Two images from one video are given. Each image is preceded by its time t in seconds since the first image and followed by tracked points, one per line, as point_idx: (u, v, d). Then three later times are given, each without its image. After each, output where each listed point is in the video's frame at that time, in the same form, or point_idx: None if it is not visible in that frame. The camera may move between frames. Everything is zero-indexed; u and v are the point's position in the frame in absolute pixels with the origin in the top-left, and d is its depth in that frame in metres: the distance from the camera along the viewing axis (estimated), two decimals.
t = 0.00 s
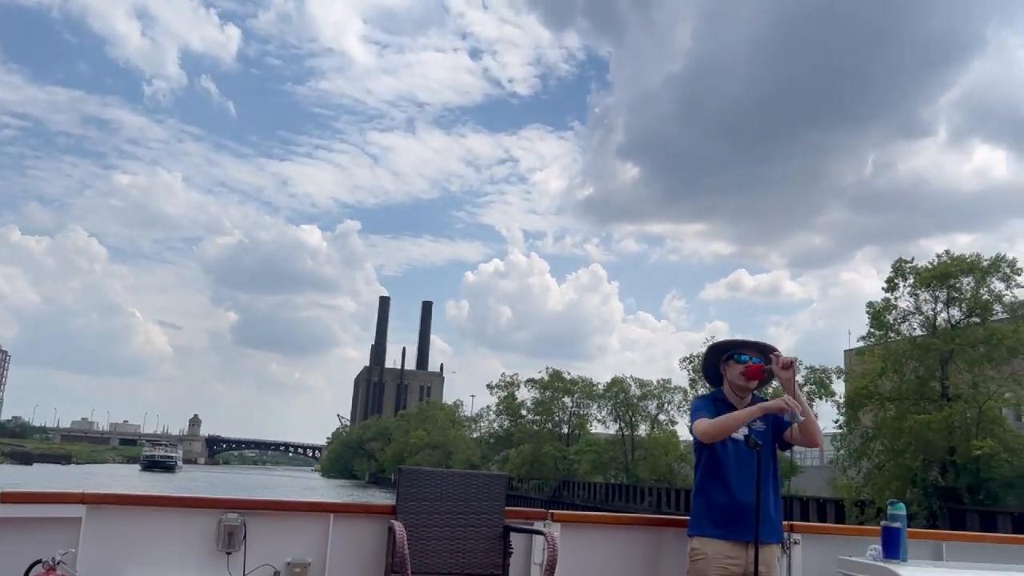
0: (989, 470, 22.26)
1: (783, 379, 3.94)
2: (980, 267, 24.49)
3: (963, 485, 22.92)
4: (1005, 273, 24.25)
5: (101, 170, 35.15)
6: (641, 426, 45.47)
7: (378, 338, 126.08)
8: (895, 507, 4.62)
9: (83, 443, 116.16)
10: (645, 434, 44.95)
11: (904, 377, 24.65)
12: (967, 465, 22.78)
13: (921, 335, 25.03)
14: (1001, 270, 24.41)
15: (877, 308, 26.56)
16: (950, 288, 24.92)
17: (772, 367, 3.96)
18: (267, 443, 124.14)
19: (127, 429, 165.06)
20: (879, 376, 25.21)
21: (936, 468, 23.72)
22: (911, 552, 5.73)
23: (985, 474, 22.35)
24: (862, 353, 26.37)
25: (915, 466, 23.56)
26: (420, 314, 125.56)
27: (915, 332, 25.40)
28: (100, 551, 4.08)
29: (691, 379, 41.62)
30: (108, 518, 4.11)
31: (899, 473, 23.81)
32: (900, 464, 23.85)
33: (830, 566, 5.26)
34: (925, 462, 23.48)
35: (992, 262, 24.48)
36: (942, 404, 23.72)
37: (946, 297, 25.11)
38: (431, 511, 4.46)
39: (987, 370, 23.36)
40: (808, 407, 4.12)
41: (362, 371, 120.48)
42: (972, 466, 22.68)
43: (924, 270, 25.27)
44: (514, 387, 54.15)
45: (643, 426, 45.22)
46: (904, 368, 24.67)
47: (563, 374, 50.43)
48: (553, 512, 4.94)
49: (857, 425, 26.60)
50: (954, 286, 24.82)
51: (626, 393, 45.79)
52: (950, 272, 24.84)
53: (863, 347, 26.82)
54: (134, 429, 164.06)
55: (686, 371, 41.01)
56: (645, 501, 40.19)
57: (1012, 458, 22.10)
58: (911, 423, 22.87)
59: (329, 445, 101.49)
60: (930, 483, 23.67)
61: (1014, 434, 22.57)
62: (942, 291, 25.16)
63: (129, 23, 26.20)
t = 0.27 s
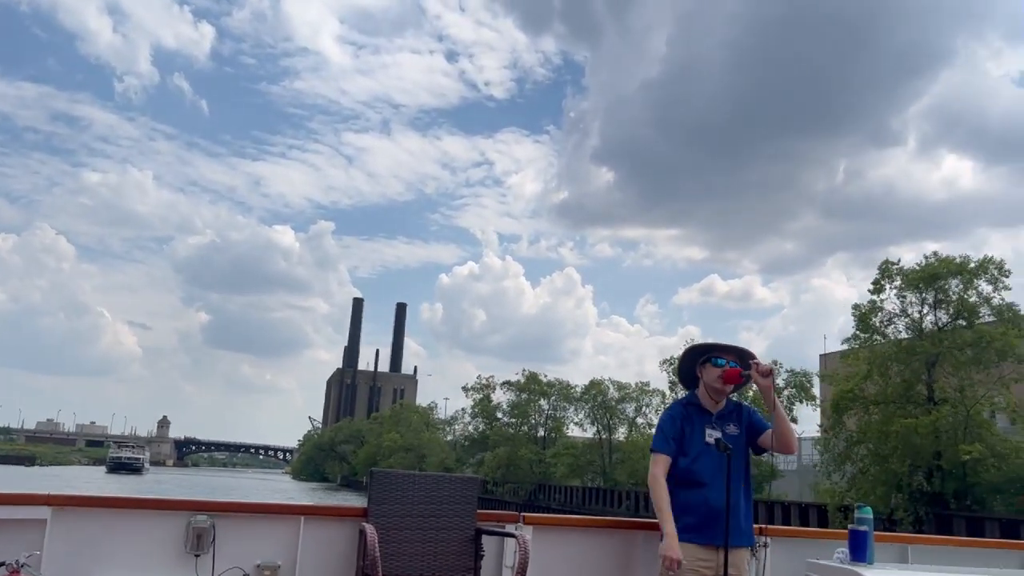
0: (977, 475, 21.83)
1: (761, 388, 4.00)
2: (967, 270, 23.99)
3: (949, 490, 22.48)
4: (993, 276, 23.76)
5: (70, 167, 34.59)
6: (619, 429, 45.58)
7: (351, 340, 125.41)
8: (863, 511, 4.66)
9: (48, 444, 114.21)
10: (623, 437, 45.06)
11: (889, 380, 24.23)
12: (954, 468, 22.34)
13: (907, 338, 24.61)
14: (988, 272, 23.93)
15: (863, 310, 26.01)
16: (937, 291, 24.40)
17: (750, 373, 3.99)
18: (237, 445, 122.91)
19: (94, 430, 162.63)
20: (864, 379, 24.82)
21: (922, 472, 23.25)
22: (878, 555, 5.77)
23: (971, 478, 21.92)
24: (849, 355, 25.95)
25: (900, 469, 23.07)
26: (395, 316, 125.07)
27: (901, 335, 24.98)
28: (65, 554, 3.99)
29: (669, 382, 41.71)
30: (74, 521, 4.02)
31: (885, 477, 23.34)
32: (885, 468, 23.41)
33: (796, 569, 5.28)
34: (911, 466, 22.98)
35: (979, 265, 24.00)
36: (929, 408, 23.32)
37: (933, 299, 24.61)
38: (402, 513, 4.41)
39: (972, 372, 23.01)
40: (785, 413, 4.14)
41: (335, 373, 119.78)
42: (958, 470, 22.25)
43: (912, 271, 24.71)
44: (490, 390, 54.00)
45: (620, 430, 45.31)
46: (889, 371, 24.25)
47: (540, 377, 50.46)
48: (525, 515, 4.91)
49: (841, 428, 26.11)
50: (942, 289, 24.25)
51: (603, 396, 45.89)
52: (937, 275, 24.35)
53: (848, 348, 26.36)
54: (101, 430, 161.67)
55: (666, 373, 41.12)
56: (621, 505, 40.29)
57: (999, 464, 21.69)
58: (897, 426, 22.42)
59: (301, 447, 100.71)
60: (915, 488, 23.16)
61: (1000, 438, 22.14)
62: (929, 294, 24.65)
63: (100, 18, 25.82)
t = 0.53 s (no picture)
0: (966, 480, 22.03)
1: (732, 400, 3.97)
2: (958, 272, 24.12)
3: (938, 496, 22.60)
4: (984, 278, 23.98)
5: (39, 164, 33.96)
6: (597, 432, 45.58)
7: (324, 341, 124.50)
8: (833, 515, 4.70)
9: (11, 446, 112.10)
10: (602, 441, 45.04)
11: (876, 383, 24.40)
12: (941, 474, 22.55)
13: (894, 340, 24.64)
14: (978, 274, 24.10)
15: (850, 311, 26.03)
16: (926, 293, 24.49)
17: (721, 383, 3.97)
18: (207, 447, 121.48)
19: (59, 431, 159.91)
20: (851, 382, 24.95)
21: (909, 478, 23.41)
22: (847, 559, 5.80)
23: (960, 484, 22.15)
24: (833, 358, 26.04)
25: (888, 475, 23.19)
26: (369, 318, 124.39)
27: (887, 337, 24.98)
28: (29, 557, 3.89)
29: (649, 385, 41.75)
30: (39, 523, 3.92)
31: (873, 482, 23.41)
32: (872, 474, 23.50)
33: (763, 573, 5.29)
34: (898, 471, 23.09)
35: (969, 266, 24.19)
36: (916, 411, 23.74)
37: (922, 301, 24.67)
38: (374, 516, 4.36)
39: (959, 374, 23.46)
40: (754, 424, 4.11)
41: (307, 375, 118.86)
42: (946, 475, 22.45)
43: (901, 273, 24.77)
44: (466, 392, 53.81)
45: (599, 433, 45.29)
46: (877, 374, 24.41)
47: (518, 379, 50.39)
48: (498, 518, 4.87)
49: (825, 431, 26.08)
50: (931, 291, 24.39)
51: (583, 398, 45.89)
52: (927, 276, 24.41)
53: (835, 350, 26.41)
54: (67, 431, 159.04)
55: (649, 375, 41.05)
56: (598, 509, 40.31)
57: (989, 469, 21.98)
58: (886, 430, 22.60)
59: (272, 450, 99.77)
60: (903, 493, 23.24)
61: (988, 443, 22.52)
62: (918, 296, 24.73)
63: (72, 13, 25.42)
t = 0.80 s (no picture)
0: (955, 484, 22.32)
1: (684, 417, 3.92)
2: (948, 274, 24.31)
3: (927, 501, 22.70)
4: (974, 279, 24.21)
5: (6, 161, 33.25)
6: (576, 435, 45.51)
7: (297, 342, 123.50)
8: (802, 517, 4.73)
9: None
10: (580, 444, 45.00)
11: (863, 386, 24.62)
12: (931, 479, 22.70)
13: (882, 343, 24.82)
14: (969, 275, 24.33)
15: (839, 313, 26.23)
16: (916, 295, 24.65)
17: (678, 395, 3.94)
18: (176, 449, 119.92)
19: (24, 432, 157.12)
20: (839, 385, 25.15)
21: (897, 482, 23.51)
22: (815, 561, 5.83)
23: (950, 488, 22.37)
24: (819, 360, 26.34)
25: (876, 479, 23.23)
26: (342, 320, 123.58)
27: (874, 339, 25.19)
28: None
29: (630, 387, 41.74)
30: None
31: (860, 487, 23.52)
32: (861, 478, 23.53)
33: None
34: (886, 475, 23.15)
35: (960, 268, 24.39)
36: (904, 414, 23.89)
37: (912, 303, 24.82)
38: (345, 518, 4.30)
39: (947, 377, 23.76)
40: (702, 452, 4.05)
41: (279, 376, 117.77)
42: (935, 480, 22.60)
43: (890, 274, 24.96)
44: (442, 393, 53.59)
45: (578, 436, 45.22)
46: (864, 376, 24.63)
47: (495, 381, 50.29)
48: (470, 520, 4.83)
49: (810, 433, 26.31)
50: (920, 292, 24.58)
51: (562, 400, 45.76)
52: (917, 278, 24.57)
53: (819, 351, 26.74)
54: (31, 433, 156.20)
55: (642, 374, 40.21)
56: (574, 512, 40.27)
57: (981, 473, 22.32)
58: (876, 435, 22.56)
59: (243, 452, 98.71)
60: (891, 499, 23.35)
61: (978, 446, 22.90)
62: (908, 297, 24.86)
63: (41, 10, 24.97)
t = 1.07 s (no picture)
0: (947, 488, 22.58)
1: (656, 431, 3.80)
2: (940, 274, 24.33)
3: (918, 505, 23.04)
4: (966, 280, 24.22)
5: None
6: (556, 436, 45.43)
7: (270, 343, 122.45)
8: (771, 521, 4.75)
9: None
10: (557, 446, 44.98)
11: (852, 388, 24.68)
12: (922, 482, 23.06)
13: (871, 344, 24.82)
14: (961, 275, 24.26)
15: (829, 313, 26.17)
16: (906, 296, 24.62)
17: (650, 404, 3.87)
18: (145, 451, 118.39)
19: None
20: (829, 386, 25.24)
21: (887, 487, 23.78)
22: (785, 563, 5.85)
23: (942, 492, 22.71)
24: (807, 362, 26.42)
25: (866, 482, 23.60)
26: (316, 320, 122.69)
27: (864, 341, 25.18)
28: None
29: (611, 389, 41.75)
30: None
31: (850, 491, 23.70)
32: (849, 482, 23.85)
33: None
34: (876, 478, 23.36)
35: (952, 268, 24.39)
36: (895, 416, 23.97)
37: (902, 304, 24.77)
38: (316, 520, 4.24)
39: (938, 378, 23.89)
40: (668, 473, 3.90)
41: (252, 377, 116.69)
42: (927, 484, 22.89)
43: (880, 275, 24.97)
44: (419, 395, 53.38)
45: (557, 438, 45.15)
46: (854, 378, 24.66)
47: (473, 383, 50.18)
48: (442, 523, 4.79)
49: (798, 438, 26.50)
50: (910, 294, 24.59)
51: (543, 402, 45.63)
52: (908, 279, 24.54)
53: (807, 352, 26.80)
54: None
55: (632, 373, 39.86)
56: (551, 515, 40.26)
57: (973, 477, 22.44)
58: (867, 437, 22.75)
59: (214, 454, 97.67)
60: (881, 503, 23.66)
61: (971, 450, 22.97)
62: (898, 298, 24.82)
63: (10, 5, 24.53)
